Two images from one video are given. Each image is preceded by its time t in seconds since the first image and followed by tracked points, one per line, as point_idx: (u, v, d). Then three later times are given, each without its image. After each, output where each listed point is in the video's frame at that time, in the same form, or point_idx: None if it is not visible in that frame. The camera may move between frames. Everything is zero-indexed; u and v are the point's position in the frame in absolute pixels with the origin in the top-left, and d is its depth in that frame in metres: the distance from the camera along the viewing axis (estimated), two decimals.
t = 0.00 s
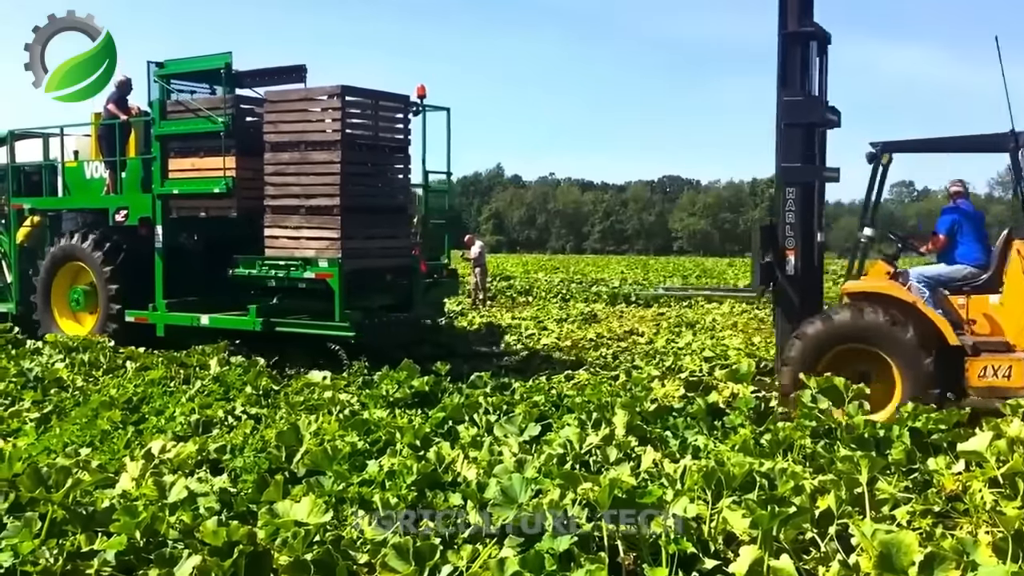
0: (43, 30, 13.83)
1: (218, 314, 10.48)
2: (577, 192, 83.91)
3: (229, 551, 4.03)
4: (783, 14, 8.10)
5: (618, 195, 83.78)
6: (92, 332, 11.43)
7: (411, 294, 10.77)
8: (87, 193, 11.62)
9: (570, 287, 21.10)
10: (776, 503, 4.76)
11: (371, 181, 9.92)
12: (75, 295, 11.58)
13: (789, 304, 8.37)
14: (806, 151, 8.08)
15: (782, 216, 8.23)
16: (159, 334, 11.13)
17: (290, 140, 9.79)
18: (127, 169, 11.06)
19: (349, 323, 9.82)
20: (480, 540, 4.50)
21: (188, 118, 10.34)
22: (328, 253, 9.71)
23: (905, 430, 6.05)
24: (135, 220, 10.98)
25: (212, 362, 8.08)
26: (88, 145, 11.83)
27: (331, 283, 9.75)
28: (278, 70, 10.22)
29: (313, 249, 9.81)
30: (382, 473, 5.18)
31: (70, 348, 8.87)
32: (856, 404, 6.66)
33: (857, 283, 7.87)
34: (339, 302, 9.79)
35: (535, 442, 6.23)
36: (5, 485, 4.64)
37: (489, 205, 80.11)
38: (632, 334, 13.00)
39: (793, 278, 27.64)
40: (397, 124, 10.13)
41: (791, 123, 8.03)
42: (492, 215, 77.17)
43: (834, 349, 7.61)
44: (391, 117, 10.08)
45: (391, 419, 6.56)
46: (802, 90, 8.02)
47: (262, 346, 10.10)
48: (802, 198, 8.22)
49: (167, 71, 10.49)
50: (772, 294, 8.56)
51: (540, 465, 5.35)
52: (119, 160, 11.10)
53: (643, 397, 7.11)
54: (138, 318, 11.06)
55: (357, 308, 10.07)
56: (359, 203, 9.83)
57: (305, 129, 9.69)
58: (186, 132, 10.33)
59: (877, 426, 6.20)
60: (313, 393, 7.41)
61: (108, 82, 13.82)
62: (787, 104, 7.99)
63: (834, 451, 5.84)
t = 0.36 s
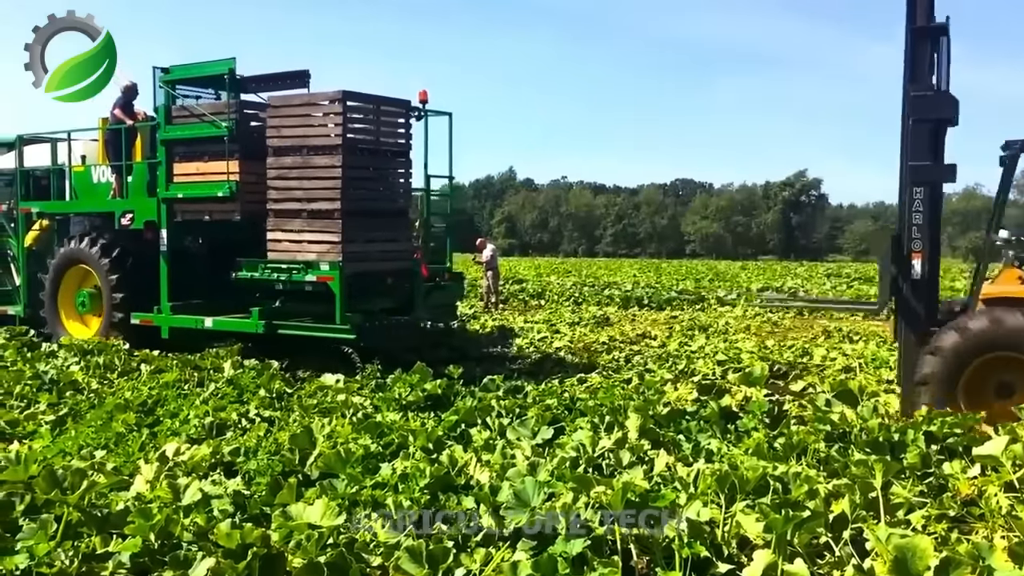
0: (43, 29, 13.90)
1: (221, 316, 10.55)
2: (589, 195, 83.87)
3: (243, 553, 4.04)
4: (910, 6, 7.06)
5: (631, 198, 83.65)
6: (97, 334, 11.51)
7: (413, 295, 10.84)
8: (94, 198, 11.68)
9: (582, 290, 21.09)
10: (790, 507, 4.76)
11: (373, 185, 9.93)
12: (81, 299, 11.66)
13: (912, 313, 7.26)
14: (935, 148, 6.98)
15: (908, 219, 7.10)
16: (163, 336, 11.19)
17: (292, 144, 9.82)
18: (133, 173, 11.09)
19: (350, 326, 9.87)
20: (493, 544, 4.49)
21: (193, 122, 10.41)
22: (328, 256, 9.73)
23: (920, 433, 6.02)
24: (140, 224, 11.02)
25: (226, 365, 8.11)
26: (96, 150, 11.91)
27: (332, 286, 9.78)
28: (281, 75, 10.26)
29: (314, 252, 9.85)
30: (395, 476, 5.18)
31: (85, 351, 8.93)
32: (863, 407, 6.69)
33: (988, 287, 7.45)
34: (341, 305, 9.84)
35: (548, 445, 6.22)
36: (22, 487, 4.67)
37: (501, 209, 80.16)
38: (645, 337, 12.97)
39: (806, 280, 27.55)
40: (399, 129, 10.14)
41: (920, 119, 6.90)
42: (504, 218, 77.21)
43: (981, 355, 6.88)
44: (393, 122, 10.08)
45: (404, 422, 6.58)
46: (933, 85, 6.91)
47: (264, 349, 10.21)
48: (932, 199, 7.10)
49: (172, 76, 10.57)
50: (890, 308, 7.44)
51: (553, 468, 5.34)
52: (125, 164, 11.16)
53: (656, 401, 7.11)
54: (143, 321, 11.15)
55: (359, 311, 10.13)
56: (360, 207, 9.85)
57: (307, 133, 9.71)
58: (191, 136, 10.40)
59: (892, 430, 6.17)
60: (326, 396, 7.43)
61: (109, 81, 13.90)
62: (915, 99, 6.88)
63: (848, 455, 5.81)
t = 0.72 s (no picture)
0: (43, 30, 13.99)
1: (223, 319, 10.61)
2: (599, 200, 83.82)
3: (256, 557, 4.05)
4: None
5: (642, 202, 83.58)
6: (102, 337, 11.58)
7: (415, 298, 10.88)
8: (100, 203, 11.74)
9: (594, 295, 21.06)
10: (803, 513, 4.74)
11: (372, 189, 9.99)
12: (87, 303, 11.76)
13: None
14: None
15: None
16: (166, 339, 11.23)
17: (292, 149, 9.85)
18: (138, 178, 11.11)
19: (349, 329, 9.88)
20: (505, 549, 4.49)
21: (195, 128, 10.44)
22: (328, 260, 9.75)
23: (933, 439, 5.99)
24: (144, 228, 11.03)
25: (238, 368, 8.14)
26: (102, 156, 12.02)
27: (332, 290, 9.78)
28: (284, 81, 10.28)
29: (314, 256, 9.86)
30: (407, 480, 5.19)
31: (99, 355, 8.97)
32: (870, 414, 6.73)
33: None
34: (340, 310, 9.83)
35: (559, 449, 6.22)
36: (37, 490, 4.70)
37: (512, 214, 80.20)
38: (657, 341, 12.97)
39: (818, 285, 27.46)
40: (398, 134, 10.19)
41: None
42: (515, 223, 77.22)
43: None
44: (392, 127, 10.14)
45: (416, 426, 6.59)
46: None
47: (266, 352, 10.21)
48: None
49: (176, 83, 10.56)
50: None
51: (565, 473, 5.34)
52: (130, 169, 11.23)
53: (668, 406, 7.12)
54: (147, 324, 11.15)
55: (357, 315, 10.16)
56: (360, 212, 9.89)
57: (307, 139, 9.75)
58: (194, 142, 10.41)
59: (906, 435, 6.14)
60: (338, 400, 7.45)
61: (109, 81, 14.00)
62: None
63: (862, 460, 5.79)
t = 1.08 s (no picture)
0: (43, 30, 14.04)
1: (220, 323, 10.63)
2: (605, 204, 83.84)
3: (262, 561, 4.06)
4: None
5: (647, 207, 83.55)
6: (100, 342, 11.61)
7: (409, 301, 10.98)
8: (100, 208, 11.78)
9: (600, 299, 21.07)
10: (809, 517, 4.74)
11: (367, 195, 10.02)
12: (85, 307, 11.78)
13: None
14: None
15: None
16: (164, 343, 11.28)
17: (287, 155, 9.86)
18: (137, 184, 11.15)
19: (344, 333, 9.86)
20: (511, 554, 4.49)
21: (193, 134, 10.48)
22: (323, 264, 9.79)
23: (940, 443, 5.97)
24: (141, 233, 11.04)
25: (245, 373, 8.15)
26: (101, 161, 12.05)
27: (327, 295, 9.81)
28: (280, 88, 10.33)
29: (309, 260, 9.89)
30: (413, 485, 5.20)
31: (106, 359, 9.00)
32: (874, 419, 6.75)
33: None
34: (334, 314, 9.85)
35: (565, 454, 6.22)
36: (44, 494, 4.71)
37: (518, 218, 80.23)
38: (663, 346, 12.97)
39: (823, 290, 27.43)
40: (392, 140, 10.22)
41: None
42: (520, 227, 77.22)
43: None
44: (386, 133, 10.17)
45: (422, 431, 6.60)
46: None
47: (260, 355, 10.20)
48: None
49: (174, 89, 10.70)
50: None
51: (571, 477, 5.34)
52: (129, 175, 11.27)
53: (674, 411, 7.12)
54: (144, 328, 11.22)
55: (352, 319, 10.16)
56: (354, 217, 9.92)
57: (302, 144, 9.76)
58: (191, 148, 10.46)
59: (912, 440, 6.12)
60: (344, 405, 7.46)
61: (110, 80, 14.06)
62: None
63: (868, 465, 5.78)
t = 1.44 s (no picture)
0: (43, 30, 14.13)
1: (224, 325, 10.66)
2: (616, 207, 83.79)
3: (276, 564, 4.09)
4: None
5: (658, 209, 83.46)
6: (107, 344, 11.67)
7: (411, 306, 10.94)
8: (107, 212, 11.84)
9: (611, 302, 21.05)
10: (822, 521, 4.73)
11: (369, 199, 10.04)
12: (92, 309, 11.84)
13: None
14: None
15: None
16: (169, 345, 11.29)
17: (290, 159, 9.90)
18: (143, 188, 11.24)
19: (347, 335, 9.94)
20: (524, 557, 4.50)
21: (198, 139, 10.53)
22: (325, 267, 9.83)
23: (953, 446, 5.95)
24: (148, 237, 11.16)
25: (257, 376, 8.18)
26: (108, 165, 12.12)
27: (328, 297, 9.85)
28: (285, 93, 10.37)
29: (312, 263, 9.93)
30: (425, 487, 5.22)
31: (120, 363, 9.05)
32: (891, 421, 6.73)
33: None
34: (335, 316, 9.89)
35: (577, 457, 6.22)
36: (59, 497, 4.74)
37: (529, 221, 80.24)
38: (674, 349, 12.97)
39: (834, 292, 27.36)
40: (393, 144, 10.25)
41: None
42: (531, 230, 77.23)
43: None
44: (387, 137, 10.19)
45: (434, 433, 6.62)
46: None
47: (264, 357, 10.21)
48: None
49: (179, 94, 10.73)
50: None
51: (583, 480, 5.34)
52: (135, 179, 11.33)
53: (686, 413, 7.12)
54: (150, 331, 11.23)
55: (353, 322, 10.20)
56: (356, 220, 9.95)
57: (305, 148, 9.79)
58: (196, 152, 10.52)
59: (926, 443, 6.10)
60: (356, 407, 7.48)
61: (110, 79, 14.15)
62: None
63: (881, 468, 5.76)
